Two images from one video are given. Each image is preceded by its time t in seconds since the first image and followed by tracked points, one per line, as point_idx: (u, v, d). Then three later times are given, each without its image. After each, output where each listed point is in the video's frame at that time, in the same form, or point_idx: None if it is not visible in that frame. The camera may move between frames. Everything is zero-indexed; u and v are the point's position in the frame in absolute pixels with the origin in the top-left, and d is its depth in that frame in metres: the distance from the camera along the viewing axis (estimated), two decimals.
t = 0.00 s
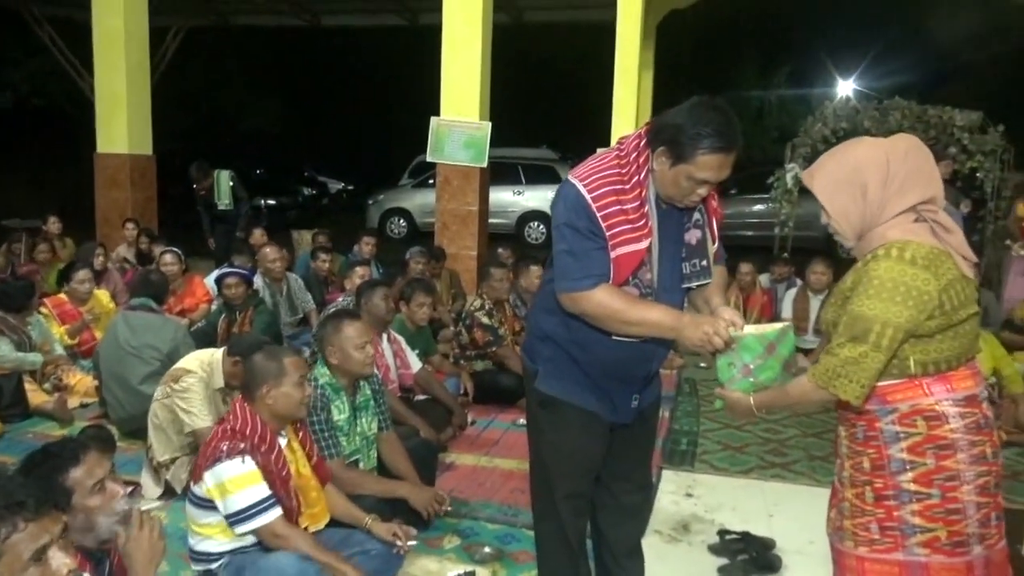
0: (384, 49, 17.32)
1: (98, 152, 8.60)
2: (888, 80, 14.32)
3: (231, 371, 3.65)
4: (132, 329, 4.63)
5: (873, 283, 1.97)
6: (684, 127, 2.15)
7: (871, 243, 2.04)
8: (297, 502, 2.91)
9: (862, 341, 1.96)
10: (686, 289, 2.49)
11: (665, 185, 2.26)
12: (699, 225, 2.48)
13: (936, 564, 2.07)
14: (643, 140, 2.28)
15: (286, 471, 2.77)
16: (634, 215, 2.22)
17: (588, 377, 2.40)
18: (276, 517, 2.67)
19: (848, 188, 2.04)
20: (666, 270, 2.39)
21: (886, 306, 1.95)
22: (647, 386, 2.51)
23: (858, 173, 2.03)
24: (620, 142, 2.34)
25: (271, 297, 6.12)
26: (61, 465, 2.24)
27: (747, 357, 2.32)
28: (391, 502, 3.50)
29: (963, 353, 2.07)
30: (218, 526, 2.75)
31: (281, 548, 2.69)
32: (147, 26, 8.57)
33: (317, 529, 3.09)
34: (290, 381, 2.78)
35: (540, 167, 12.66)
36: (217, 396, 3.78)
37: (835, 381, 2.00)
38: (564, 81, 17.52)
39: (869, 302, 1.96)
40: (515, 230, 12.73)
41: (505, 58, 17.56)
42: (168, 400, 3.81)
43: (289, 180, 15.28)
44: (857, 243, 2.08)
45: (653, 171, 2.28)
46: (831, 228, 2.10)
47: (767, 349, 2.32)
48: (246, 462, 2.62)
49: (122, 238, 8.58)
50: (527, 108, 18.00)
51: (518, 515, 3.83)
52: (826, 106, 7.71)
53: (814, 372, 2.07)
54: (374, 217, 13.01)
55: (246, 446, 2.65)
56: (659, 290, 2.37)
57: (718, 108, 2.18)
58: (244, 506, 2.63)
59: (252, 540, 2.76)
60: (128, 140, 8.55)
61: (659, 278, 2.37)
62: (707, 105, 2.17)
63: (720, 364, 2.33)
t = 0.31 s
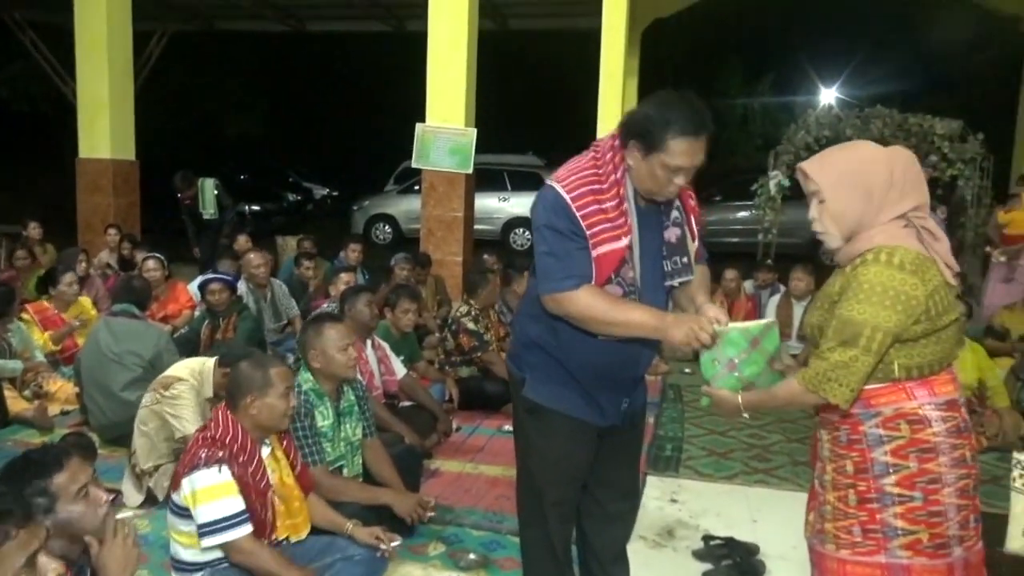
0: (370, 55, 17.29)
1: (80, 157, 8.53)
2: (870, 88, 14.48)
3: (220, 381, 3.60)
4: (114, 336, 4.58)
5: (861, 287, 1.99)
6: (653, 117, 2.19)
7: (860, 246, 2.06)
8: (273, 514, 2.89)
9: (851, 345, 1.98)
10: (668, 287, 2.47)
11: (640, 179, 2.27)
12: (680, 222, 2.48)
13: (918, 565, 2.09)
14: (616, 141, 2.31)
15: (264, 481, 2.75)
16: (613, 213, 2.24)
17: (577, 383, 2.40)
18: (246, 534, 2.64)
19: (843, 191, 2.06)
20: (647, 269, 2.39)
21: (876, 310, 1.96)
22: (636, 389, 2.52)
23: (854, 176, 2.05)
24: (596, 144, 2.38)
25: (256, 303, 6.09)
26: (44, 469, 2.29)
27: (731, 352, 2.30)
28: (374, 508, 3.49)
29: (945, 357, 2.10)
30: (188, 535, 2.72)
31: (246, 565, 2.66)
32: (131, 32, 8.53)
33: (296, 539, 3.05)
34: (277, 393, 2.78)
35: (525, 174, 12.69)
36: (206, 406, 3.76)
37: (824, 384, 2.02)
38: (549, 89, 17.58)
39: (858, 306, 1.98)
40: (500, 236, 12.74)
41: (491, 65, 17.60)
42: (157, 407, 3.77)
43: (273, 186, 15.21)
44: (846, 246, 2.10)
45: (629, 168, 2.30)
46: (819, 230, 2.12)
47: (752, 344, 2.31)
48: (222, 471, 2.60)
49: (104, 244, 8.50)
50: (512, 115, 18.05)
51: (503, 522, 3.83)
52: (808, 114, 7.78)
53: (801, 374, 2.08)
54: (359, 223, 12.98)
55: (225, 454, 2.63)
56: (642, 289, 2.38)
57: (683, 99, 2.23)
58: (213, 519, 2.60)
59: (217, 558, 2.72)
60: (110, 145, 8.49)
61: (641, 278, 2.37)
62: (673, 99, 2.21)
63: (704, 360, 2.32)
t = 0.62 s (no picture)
0: (357, 58, 17.26)
1: (66, 161, 8.47)
2: (855, 94, 14.59)
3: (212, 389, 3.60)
4: (99, 341, 4.55)
5: (872, 279, 2.01)
6: (608, 96, 2.23)
7: (870, 244, 2.08)
8: (263, 526, 2.87)
9: (856, 337, 1.99)
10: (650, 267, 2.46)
11: (608, 161, 2.29)
12: (653, 205, 2.50)
13: (911, 565, 2.11)
14: (579, 131, 2.35)
15: (256, 493, 2.74)
16: (585, 199, 2.27)
17: (580, 380, 2.40)
18: (232, 547, 2.60)
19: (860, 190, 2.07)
20: (629, 253, 2.41)
21: (885, 303, 1.99)
22: (641, 382, 2.51)
23: (871, 175, 2.07)
24: (560, 141, 2.42)
25: (243, 308, 6.06)
26: (28, 477, 2.27)
27: (719, 327, 2.32)
28: (363, 514, 3.48)
29: (938, 359, 2.14)
30: (175, 541, 2.68)
31: None
32: (117, 36, 8.49)
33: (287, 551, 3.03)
34: (285, 409, 2.75)
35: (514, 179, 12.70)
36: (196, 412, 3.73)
37: (822, 371, 2.02)
38: (538, 94, 17.61)
39: (867, 298, 1.99)
40: (489, 240, 12.74)
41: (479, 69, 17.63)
42: (149, 412, 3.75)
43: (260, 190, 15.14)
44: (857, 243, 2.11)
45: (595, 153, 2.33)
46: (834, 228, 2.12)
47: (739, 317, 2.34)
48: (215, 480, 2.58)
49: (90, 248, 8.44)
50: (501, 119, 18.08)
51: (493, 526, 3.82)
52: (794, 119, 7.85)
53: (802, 361, 2.06)
54: (347, 228, 12.95)
55: (219, 463, 2.61)
56: (628, 273, 2.38)
57: (639, 78, 2.27)
58: (199, 528, 2.57)
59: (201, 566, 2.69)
60: (96, 150, 8.44)
61: (625, 261, 2.39)
62: (624, 75, 2.27)
63: (692, 336, 2.32)
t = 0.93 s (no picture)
0: (346, 61, 17.25)
1: (51, 164, 8.40)
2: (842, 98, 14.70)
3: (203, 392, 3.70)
4: (85, 345, 4.52)
5: (879, 280, 2.02)
6: (578, 96, 2.25)
7: (873, 246, 2.09)
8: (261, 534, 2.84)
9: (856, 334, 2.01)
10: (631, 266, 2.46)
11: (584, 159, 2.29)
12: (631, 203, 2.50)
13: (900, 565, 2.13)
14: (553, 134, 2.37)
15: (257, 500, 2.72)
16: (564, 200, 2.28)
17: (572, 383, 2.39)
18: (222, 553, 2.57)
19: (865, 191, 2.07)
20: (611, 252, 2.41)
21: (887, 304, 2.01)
22: (631, 381, 2.52)
23: (876, 178, 2.07)
24: (536, 146, 2.43)
25: (230, 311, 6.02)
26: (13, 482, 2.28)
27: (695, 307, 2.38)
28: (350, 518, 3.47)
29: (929, 365, 2.16)
30: (171, 539, 2.67)
31: None
32: (103, 37, 8.45)
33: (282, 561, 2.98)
34: (299, 419, 2.74)
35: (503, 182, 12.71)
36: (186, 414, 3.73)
37: (819, 365, 2.04)
38: (526, 97, 17.65)
39: (869, 297, 2.01)
40: (478, 243, 12.75)
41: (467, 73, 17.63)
42: (136, 416, 3.72)
43: (247, 193, 15.09)
44: (860, 244, 2.12)
45: (571, 153, 2.34)
46: (838, 228, 2.12)
47: (714, 299, 2.39)
48: (218, 482, 2.57)
49: (74, 251, 8.36)
50: (490, 122, 18.11)
51: (481, 529, 3.82)
52: (781, 123, 7.89)
53: (796, 352, 2.09)
54: (335, 230, 12.91)
55: (224, 465, 2.60)
56: (610, 272, 2.39)
57: (611, 76, 2.30)
58: (195, 529, 2.56)
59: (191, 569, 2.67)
60: (81, 152, 8.37)
61: (608, 259, 2.39)
62: (595, 74, 2.29)
63: (671, 318, 2.35)
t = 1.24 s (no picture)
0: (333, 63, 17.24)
1: (35, 165, 8.33)
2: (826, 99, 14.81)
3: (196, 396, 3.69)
4: (71, 347, 4.50)
5: (878, 282, 2.04)
6: (555, 99, 2.27)
7: (870, 246, 2.11)
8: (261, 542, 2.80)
9: (857, 337, 2.03)
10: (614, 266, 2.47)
11: (564, 160, 2.30)
12: (613, 203, 2.50)
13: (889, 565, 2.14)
14: (533, 137, 2.37)
15: (260, 506, 2.70)
16: (545, 202, 2.28)
17: (559, 382, 2.39)
18: (218, 557, 2.55)
19: (860, 192, 2.09)
20: (594, 251, 2.42)
21: (887, 307, 2.03)
22: (619, 378, 2.52)
23: (874, 179, 2.09)
24: (516, 150, 2.44)
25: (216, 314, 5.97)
26: None
27: (668, 292, 2.34)
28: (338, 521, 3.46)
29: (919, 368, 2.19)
30: (171, 539, 2.67)
31: None
32: (89, 35, 8.40)
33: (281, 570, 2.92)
34: (310, 429, 2.72)
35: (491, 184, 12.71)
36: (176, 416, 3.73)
37: (819, 367, 2.05)
38: (514, 99, 17.67)
39: (870, 298, 2.03)
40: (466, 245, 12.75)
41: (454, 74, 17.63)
42: (126, 418, 3.71)
43: (233, 196, 15.06)
44: (856, 245, 2.13)
45: (551, 155, 2.34)
46: (833, 227, 2.13)
47: (687, 285, 2.34)
48: (224, 485, 2.56)
49: (59, 255, 8.29)
50: (478, 124, 18.10)
51: (470, 532, 3.82)
52: (768, 125, 7.93)
53: (796, 354, 2.10)
54: (323, 232, 12.88)
55: (231, 469, 2.59)
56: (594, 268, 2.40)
57: (587, 77, 2.32)
58: (196, 530, 2.55)
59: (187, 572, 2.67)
60: (66, 153, 8.31)
61: (591, 258, 2.39)
62: (572, 77, 2.31)
63: (643, 301, 2.34)
